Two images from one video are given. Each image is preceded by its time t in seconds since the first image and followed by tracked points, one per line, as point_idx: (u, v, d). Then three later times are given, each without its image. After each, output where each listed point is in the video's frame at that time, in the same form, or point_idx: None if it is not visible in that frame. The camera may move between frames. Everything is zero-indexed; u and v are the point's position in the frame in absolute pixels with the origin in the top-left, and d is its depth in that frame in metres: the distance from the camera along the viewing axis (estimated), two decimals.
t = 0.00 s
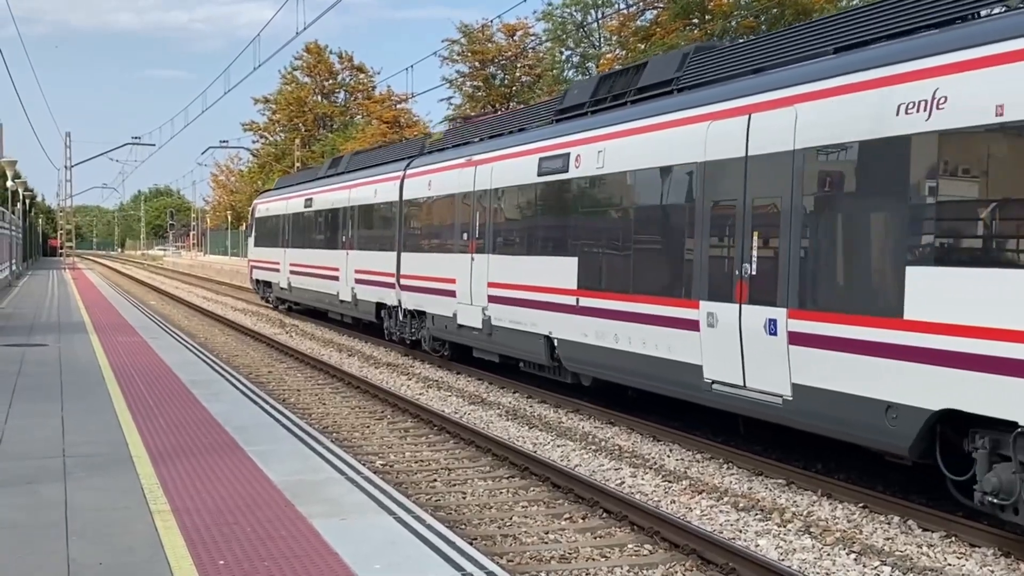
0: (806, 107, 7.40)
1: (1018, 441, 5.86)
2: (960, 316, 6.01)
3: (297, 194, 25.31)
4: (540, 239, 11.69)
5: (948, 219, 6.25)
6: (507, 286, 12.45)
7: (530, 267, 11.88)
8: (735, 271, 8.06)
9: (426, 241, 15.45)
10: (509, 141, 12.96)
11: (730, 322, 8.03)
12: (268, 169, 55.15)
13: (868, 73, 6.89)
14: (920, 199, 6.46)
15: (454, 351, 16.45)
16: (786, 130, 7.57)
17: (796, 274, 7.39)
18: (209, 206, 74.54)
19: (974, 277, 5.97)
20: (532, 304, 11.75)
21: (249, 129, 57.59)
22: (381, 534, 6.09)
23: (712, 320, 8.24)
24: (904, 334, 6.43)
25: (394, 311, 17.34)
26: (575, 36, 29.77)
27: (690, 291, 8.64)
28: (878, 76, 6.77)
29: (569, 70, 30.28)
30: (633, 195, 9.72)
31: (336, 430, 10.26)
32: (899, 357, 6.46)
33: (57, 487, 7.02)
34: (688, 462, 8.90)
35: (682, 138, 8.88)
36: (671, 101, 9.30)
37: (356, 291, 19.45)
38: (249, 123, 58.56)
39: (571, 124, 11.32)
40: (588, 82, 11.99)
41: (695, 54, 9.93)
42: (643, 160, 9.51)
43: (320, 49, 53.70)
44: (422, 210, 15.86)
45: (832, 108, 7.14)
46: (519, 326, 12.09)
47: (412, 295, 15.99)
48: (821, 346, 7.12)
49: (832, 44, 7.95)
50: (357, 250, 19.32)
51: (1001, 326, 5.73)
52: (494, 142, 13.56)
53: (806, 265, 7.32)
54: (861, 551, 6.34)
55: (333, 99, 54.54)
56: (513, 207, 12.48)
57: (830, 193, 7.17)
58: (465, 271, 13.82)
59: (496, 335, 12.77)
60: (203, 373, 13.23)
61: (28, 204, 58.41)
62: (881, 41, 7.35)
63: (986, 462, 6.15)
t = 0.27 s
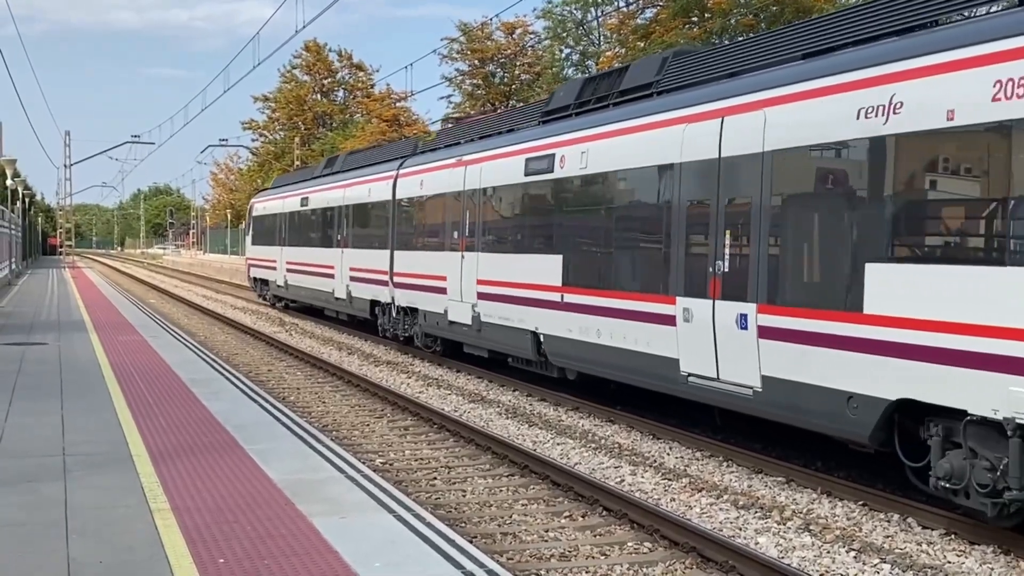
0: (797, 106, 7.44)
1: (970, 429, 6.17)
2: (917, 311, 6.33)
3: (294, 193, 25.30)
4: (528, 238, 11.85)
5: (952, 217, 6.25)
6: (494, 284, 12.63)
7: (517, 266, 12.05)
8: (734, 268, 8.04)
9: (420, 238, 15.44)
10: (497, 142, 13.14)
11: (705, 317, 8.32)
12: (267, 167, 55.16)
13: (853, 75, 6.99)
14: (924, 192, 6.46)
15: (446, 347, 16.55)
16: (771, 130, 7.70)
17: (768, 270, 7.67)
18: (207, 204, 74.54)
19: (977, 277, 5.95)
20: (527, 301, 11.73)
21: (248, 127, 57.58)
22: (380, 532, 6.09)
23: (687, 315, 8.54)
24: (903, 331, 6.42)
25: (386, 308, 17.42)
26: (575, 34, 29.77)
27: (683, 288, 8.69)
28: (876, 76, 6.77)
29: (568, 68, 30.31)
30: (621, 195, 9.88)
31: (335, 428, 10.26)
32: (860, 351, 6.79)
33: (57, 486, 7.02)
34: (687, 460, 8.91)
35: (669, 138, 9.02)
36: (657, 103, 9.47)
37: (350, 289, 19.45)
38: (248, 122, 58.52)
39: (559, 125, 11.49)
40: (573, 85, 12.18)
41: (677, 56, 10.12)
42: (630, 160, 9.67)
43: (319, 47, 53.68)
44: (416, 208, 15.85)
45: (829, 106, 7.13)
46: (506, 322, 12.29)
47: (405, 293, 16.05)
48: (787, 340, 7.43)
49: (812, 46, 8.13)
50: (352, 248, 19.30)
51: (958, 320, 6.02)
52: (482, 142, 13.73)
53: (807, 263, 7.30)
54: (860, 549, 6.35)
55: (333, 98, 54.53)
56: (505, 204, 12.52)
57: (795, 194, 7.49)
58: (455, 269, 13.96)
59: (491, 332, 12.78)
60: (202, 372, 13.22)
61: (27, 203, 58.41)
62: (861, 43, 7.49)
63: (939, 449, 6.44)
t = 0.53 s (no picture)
0: (793, 105, 7.52)
1: (922, 416, 6.51)
2: (874, 305, 6.69)
3: (290, 191, 25.28)
4: (517, 236, 12.08)
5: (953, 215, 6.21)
6: (483, 280, 12.90)
7: (506, 264, 12.31)
8: (739, 268, 8.02)
9: (415, 236, 15.43)
10: (486, 142, 13.40)
11: (681, 313, 8.70)
12: (266, 165, 55.13)
13: (837, 76, 7.16)
14: (925, 189, 6.45)
15: (437, 342, 16.83)
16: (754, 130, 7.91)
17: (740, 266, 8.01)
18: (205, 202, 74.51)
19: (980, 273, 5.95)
20: (526, 299, 11.72)
21: (246, 126, 57.55)
22: (379, 530, 6.09)
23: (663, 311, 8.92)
24: (904, 329, 6.42)
25: (377, 304, 17.69)
26: (574, 32, 29.71)
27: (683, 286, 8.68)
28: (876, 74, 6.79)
29: (567, 66, 30.28)
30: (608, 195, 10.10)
31: (334, 426, 10.26)
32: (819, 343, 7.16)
33: (56, 484, 7.01)
34: (686, 457, 8.91)
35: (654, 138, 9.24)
36: (642, 104, 9.71)
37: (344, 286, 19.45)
38: (246, 120, 58.47)
39: (547, 125, 11.74)
40: (559, 87, 12.47)
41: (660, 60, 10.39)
42: (615, 159, 9.92)
43: (317, 45, 53.63)
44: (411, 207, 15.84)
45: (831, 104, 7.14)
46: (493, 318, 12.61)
47: (396, 289, 16.28)
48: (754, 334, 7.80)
49: (789, 49, 8.38)
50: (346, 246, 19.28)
51: (913, 313, 6.37)
52: (472, 142, 13.97)
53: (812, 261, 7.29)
54: (859, 546, 6.35)
55: (331, 96, 54.51)
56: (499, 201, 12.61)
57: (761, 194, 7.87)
58: (444, 266, 14.23)
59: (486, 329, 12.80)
60: (201, 371, 13.21)
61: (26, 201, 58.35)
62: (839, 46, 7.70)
63: (896, 436, 6.77)
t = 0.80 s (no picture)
0: (789, 104, 7.55)
1: (877, 406, 6.85)
2: (833, 300, 7.05)
3: (286, 191, 25.27)
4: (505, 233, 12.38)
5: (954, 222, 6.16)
6: (473, 278, 13.19)
7: (495, 262, 12.62)
8: (740, 268, 8.03)
9: (412, 235, 15.42)
10: (474, 144, 13.72)
11: (656, 308, 9.06)
12: (264, 165, 55.11)
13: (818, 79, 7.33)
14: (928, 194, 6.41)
15: (427, 339, 17.10)
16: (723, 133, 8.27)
17: (709, 263, 8.37)
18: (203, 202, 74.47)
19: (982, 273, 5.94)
20: (525, 298, 11.72)
21: (244, 125, 57.53)
22: (378, 530, 6.09)
23: (641, 307, 9.27)
24: (903, 328, 6.43)
25: (369, 302, 17.94)
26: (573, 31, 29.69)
27: (683, 285, 8.70)
28: (876, 73, 6.79)
29: (566, 66, 30.24)
30: (590, 195, 10.43)
31: (332, 426, 10.26)
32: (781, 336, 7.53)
33: (55, 484, 7.01)
34: (684, 456, 8.92)
35: (632, 140, 9.57)
36: (621, 108, 10.05)
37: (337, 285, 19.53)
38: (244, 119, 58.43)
39: (533, 128, 12.07)
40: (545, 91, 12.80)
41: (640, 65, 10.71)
42: (596, 161, 10.26)
43: (315, 45, 53.60)
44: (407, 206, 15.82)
45: (829, 103, 7.14)
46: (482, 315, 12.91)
47: (387, 288, 16.54)
48: (725, 328, 8.11)
49: (759, 55, 8.72)
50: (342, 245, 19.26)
51: (870, 309, 6.73)
52: (461, 143, 14.25)
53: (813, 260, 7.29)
54: (857, 545, 6.35)
55: (329, 96, 54.50)
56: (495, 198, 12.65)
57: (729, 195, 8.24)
58: (433, 265, 14.53)
59: (485, 329, 12.79)
60: (200, 370, 13.20)
61: (24, 200, 58.31)
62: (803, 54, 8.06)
63: (852, 425, 7.11)
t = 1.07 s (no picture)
0: (785, 103, 7.56)
1: (834, 397, 7.23)
2: (794, 297, 7.40)
3: (280, 191, 25.23)
4: (490, 233, 12.62)
5: (950, 222, 6.15)
6: (459, 277, 13.46)
7: (479, 260, 12.87)
8: (739, 267, 8.02)
9: (408, 235, 15.40)
10: (459, 147, 14.01)
11: (631, 305, 9.41)
12: (261, 165, 55.06)
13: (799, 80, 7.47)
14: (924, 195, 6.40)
15: (416, 337, 17.30)
16: (692, 137, 8.62)
17: (679, 261, 8.73)
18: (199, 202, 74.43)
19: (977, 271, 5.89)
20: (521, 298, 11.71)
21: (241, 125, 57.49)
22: (376, 530, 6.09)
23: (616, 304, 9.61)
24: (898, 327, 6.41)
25: (359, 300, 18.16)
26: (570, 31, 29.65)
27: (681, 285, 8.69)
28: (872, 72, 6.79)
29: (563, 65, 30.11)
30: (569, 197, 10.75)
31: (330, 426, 10.25)
32: (745, 332, 7.88)
33: (52, 485, 7.00)
34: (682, 456, 8.92)
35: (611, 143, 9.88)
36: (599, 112, 10.38)
37: (330, 285, 19.59)
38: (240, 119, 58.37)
39: (515, 131, 12.39)
40: (528, 95, 13.11)
41: (617, 70, 11.03)
42: (574, 163, 10.60)
43: (311, 44, 53.54)
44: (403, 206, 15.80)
45: (827, 103, 7.15)
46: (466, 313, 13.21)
47: (377, 287, 16.75)
48: (694, 324, 8.47)
49: (727, 61, 9.05)
50: (337, 245, 19.23)
51: (827, 305, 7.07)
52: (449, 145, 14.51)
53: (810, 259, 7.28)
54: (855, 545, 6.36)
55: (326, 95, 54.47)
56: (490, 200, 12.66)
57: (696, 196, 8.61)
58: (422, 264, 14.76)
59: (480, 329, 12.78)
60: (197, 371, 13.18)
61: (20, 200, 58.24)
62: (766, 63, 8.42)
63: (811, 416, 7.48)
